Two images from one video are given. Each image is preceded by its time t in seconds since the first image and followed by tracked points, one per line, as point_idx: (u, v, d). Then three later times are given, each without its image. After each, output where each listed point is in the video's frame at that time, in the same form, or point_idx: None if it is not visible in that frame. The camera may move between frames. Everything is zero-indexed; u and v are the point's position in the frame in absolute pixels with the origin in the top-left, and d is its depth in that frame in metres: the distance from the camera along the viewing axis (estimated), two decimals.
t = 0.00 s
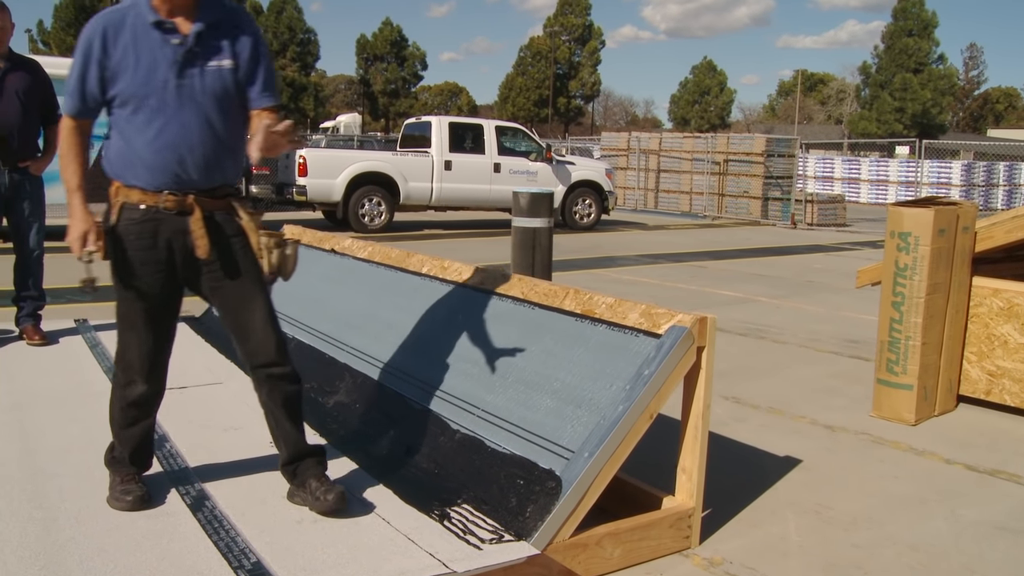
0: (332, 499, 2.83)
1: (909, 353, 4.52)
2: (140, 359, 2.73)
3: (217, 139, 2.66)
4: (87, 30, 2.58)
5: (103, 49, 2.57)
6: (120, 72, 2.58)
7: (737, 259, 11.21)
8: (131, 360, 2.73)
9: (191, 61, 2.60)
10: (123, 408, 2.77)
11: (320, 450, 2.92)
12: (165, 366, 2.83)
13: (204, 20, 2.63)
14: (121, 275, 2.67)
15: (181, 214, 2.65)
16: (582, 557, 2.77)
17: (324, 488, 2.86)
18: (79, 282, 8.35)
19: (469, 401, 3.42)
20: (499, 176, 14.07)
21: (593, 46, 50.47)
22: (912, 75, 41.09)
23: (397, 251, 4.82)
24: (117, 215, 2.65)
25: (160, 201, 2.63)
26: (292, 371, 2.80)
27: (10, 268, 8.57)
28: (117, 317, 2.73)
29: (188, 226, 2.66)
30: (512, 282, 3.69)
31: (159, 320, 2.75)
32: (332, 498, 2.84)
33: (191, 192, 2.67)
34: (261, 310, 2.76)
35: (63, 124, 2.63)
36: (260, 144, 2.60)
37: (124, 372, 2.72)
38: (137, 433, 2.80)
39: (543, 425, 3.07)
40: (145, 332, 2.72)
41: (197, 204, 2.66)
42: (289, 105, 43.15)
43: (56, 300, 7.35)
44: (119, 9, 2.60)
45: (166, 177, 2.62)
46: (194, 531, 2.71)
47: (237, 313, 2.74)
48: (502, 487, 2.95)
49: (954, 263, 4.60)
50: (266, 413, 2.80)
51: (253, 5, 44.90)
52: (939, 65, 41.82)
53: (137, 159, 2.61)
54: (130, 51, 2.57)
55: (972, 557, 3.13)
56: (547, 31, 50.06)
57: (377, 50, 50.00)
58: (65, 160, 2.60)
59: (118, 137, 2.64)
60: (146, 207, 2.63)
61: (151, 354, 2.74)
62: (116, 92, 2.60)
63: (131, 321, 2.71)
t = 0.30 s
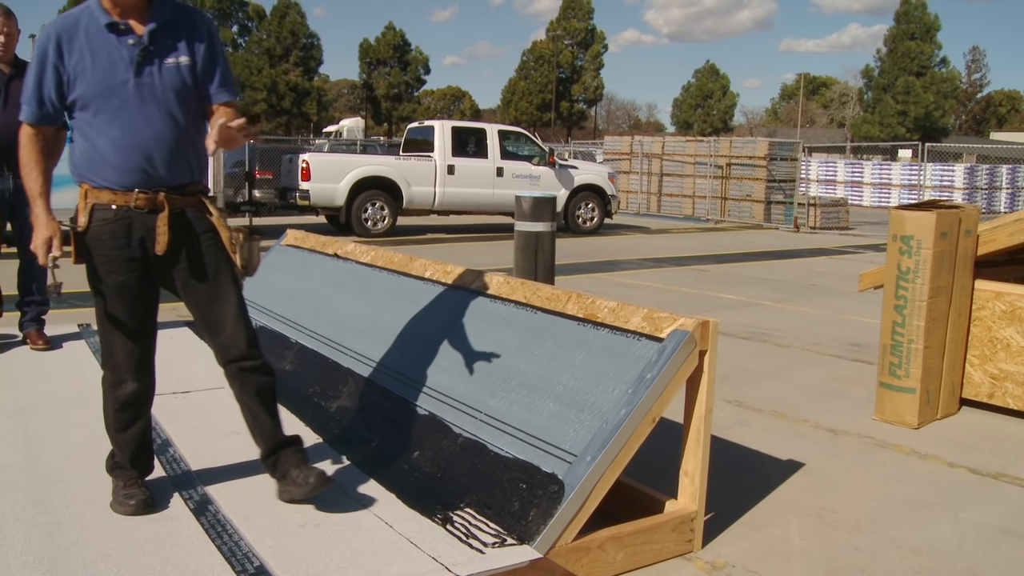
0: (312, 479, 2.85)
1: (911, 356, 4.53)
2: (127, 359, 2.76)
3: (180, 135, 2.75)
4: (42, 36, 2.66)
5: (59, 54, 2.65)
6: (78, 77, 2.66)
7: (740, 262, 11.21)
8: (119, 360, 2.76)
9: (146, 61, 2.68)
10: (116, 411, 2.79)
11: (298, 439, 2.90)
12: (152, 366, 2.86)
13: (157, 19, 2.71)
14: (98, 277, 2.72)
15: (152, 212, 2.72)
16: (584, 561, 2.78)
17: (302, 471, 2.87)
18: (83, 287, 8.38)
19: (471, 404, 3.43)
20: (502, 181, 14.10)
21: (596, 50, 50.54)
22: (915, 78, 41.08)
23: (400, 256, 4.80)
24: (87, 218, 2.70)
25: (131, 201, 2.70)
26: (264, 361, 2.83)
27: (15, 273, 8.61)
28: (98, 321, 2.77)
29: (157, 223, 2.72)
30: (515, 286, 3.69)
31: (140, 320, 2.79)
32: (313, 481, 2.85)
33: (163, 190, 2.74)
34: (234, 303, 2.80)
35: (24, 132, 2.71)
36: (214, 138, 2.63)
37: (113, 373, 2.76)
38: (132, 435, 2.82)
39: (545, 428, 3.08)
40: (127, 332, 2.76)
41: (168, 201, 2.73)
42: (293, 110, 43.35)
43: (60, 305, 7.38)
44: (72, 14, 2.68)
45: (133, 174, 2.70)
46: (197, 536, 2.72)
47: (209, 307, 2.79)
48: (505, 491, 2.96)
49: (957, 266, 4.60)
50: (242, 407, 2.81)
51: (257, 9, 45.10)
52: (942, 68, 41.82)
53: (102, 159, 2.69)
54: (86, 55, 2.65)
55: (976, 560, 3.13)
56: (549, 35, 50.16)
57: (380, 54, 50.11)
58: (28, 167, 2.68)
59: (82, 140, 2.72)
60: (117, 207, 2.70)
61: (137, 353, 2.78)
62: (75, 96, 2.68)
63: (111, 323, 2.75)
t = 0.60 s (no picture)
0: (263, 484, 3.01)
1: (914, 358, 4.52)
2: (121, 352, 2.82)
3: (170, 130, 2.83)
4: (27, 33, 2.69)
5: (46, 50, 2.69)
6: (67, 74, 2.71)
7: (741, 265, 11.21)
8: (112, 354, 2.82)
9: (135, 58, 2.75)
10: (112, 406, 2.83)
11: (255, 436, 3.07)
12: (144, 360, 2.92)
13: (143, 15, 2.78)
14: (93, 273, 2.77)
15: (143, 207, 2.78)
16: (587, 564, 2.78)
17: (258, 472, 3.03)
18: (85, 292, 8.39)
19: (472, 408, 3.44)
20: (504, 184, 14.11)
21: (598, 53, 50.56)
22: (917, 80, 41.04)
23: (401, 260, 4.80)
24: (78, 215, 2.75)
25: (121, 197, 2.75)
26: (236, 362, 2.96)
27: (18, 278, 8.63)
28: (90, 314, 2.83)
29: (151, 216, 2.79)
30: (517, 289, 3.69)
31: (130, 314, 2.85)
32: (264, 484, 3.01)
33: (154, 186, 2.81)
34: (214, 301, 2.92)
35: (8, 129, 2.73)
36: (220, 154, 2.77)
37: (108, 367, 2.80)
38: (128, 431, 2.85)
39: (548, 432, 3.08)
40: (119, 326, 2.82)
41: (157, 196, 2.80)
42: (295, 114, 43.39)
43: (63, 309, 7.39)
44: (55, 11, 2.72)
45: (125, 170, 2.76)
46: (200, 540, 2.72)
47: (192, 304, 2.90)
48: (507, 495, 2.96)
49: (959, 268, 4.59)
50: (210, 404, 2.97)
51: (259, 14, 45.21)
52: (944, 70, 41.76)
53: (94, 156, 2.75)
54: (75, 51, 2.70)
55: (978, 563, 3.12)
56: (551, 39, 50.20)
57: (382, 58, 50.14)
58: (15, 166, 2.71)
59: (70, 137, 2.76)
60: (108, 203, 2.75)
61: (129, 346, 2.84)
62: (64, 93, 2.72)
63: (104, 316, 2.81)
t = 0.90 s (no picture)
0: (245, 472, 3.19)
1: (916, 358, 4.51)
2: (121, 353, 2.84)
3: (176, 140, 2.89)
4: (36, 34, 2.68)
5: (55, 54, 2.69)
6: (76, 79, 2.72)
7: (743, 266, 11.20)
8: (113, 354, 2.84)
9: (145, 70, 2.79)
10: (112, 409, 2.84)
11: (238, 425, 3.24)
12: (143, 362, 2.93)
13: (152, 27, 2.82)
14: (97, 273, 2.80)
15: (146, 212, 2.82)
16: (588, 565, 2.78)
17: (240, 460, 3.21)
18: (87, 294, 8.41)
19: (474, 409, 3.44)
20: (506, 186, 14.12)
21: (599, 54, 50.52)
22: (918, 81, 40.99)
23: (403, 262, 4.80)
24: (83, 217, 2.78)
25: (126, 200, 2.79)
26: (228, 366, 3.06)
27: (20, 281, 8.65)
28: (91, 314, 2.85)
29: (153, 221, 2.83)
30: (517, 291, 3.68)
31: (131, 316, 2.88)
32: (247, 471, 3.19)
33: (155, 190, 2.84)
34: (211, 305, 3.00)
35: (10, 127, 2.71)
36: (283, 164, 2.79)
37: (109, 368, 2.82)
38: (129, 435, 2.86)
39: (549, 433, 3.08)
40: (122, 327, 2.84)
41: (162, 201, 2.84)
42: (297, 116, 43.42)
43: (64, 312, 7.41)
44: (66, 14, 2.71)
45: (131, 176, 2.80)
46: (201, 541, 2.73)
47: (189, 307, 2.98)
48: (509, 496, 2.97)
49: (960, 269, 4.59)
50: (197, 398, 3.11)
51: (260, 16, 45.31)
52: (945, 70, 41.67)
53: (99, 161, 2.77)
54: (87, 57, 2.71)
55: (981, 563, 3.12)
56: (553, 40, 50.26)
57: (383, 60, 50.17)
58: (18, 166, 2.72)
59: (74, 141, 2.78)
60: (112, 206, 2.78)
61: (130, 348, 2.86)
62: (72, 97, 2.73)
63: (106, 317, 2.83)
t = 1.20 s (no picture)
0: (269, 459, 3.30)
1: (915, 358, 4.51)
2: (133, 350, 2.85)
3: (196, 145, 2.92)
4: (66, 38, 2.65)
5: (84, 58, 2.67)
6: (104, 83, 2.71)
7: (743, 266, 11.20)
8: (124, 350, 2.85)
9: (172, 77, 2.81)
10: (117, 404, 2.85)
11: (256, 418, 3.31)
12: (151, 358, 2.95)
13: (177, 35, 2.84)
14: (114, 269, 2.83)
15: (165, 213, 2.86)
16: (588, 565, 2.78)
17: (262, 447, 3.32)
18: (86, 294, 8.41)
19: (473, 409, 3.44)
20: (505, 185, 14.11)
21: (598, 54, 50.44)
22: (917, 80, 41.02)
23: (402, 261, 4.79)
24: (102, 214, 2.79)
25: (146, 201, 2.82)
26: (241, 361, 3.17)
27: (18, 280, 8.65)
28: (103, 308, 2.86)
29: (171, 222, 2.87)
30: (517, 290, 3.68)
31: (145, 312, 2.91)
32: (270, 458, 3.30)
33: (174, 193, 2.87)
34: (224, 302, 3.08)
35: (32, 127, 2.67)
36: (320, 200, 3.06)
37: (118, 363, 2.83)
38: (131, 430, 2.89)
39: (549, 433, 3.08)
40: (135, 323, 2.87)
41: (180, 203, 2.88)
42: (295, 115, 43.41)
43: (63, 312, 7.41)
44: (95, 18, 2.69)
45: (152, 179, 2.81)
46: (200, 541, 2.73)
47: (202, 301, 3.04)
48: (508, 496, 2.97)
49: (959, 268, 4.59)
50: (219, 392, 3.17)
51: (259, 16, 45.31)
52: (944, 70, 41.69)
53: (125, 164, 2.77)
54: (116, 62, 2.70)
55: (980, 562, 3.13)
56: (552, 40, 50.27)
57: (382, 59, 50.17)
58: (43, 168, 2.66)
59: (100, 143, 2.78)
60: (132, 207, 2.80)
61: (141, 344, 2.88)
62: (100, 101, 2.72)
63: (121, 312, 2.85)
